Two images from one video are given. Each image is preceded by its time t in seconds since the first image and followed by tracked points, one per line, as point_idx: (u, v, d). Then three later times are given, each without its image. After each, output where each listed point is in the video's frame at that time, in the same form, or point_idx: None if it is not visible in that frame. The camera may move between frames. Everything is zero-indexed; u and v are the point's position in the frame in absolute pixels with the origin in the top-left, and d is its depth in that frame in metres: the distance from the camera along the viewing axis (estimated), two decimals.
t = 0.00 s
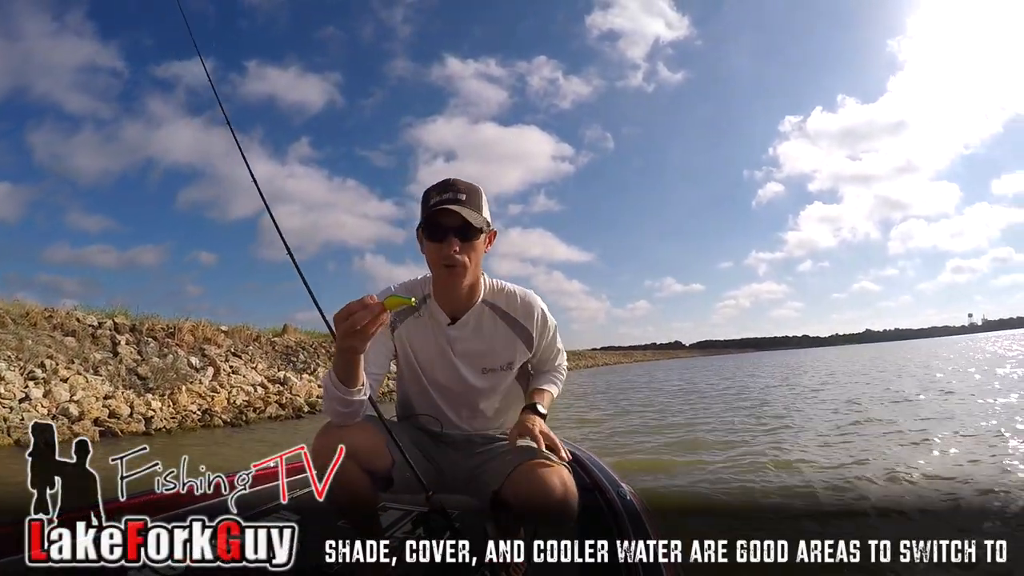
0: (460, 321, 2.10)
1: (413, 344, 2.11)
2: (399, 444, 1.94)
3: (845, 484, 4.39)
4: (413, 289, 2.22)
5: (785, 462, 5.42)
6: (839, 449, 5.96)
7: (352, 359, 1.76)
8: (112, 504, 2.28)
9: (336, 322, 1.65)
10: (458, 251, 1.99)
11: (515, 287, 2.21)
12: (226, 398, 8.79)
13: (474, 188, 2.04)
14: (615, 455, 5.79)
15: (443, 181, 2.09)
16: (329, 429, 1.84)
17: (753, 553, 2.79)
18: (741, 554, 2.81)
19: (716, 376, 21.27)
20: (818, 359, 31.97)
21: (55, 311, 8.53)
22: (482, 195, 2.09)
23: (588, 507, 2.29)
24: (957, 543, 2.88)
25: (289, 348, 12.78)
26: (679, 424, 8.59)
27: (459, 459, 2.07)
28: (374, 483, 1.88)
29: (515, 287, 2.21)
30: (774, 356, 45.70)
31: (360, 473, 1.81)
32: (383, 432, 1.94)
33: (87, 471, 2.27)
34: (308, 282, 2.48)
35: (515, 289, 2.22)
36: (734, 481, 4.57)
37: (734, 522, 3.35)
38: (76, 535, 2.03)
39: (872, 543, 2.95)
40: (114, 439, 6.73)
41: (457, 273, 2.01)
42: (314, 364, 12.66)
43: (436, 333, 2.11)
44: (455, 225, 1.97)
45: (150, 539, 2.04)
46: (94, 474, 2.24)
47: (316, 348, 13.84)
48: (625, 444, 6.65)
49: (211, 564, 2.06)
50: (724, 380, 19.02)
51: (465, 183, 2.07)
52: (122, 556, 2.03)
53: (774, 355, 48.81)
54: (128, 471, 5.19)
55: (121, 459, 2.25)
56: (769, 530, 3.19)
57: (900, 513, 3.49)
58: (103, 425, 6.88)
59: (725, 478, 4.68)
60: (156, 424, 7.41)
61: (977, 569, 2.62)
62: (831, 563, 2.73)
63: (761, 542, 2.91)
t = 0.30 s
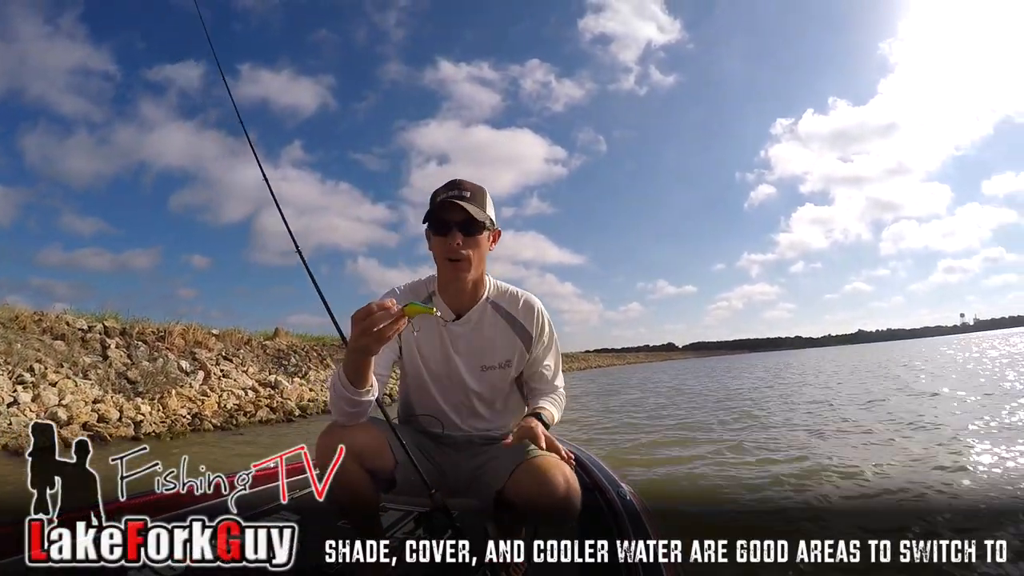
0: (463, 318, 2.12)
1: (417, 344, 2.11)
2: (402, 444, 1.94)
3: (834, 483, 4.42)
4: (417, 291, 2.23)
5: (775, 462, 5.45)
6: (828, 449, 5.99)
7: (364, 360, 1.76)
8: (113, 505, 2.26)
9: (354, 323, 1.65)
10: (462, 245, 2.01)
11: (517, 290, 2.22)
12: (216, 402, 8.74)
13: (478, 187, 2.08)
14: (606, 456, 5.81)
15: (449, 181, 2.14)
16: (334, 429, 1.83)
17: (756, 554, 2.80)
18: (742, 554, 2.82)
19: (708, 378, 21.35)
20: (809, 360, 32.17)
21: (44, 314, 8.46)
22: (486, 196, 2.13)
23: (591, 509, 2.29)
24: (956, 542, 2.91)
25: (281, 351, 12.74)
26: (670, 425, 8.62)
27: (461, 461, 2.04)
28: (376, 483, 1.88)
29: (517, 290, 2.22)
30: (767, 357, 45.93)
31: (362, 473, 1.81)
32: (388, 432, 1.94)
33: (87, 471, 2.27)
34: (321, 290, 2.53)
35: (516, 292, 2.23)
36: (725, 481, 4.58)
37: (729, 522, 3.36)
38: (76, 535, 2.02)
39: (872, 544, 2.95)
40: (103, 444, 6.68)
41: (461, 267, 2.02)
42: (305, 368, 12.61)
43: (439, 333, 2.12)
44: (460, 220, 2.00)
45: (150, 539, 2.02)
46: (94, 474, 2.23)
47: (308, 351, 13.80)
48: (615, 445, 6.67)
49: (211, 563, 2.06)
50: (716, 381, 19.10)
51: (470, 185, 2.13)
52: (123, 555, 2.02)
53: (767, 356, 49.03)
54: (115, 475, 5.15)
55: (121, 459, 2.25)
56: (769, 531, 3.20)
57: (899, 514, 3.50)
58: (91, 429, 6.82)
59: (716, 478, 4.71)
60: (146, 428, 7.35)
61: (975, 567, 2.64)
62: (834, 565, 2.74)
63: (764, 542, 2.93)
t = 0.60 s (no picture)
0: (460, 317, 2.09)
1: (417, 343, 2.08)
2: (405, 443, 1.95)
3: (823, 484, 4.44)
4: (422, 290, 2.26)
5: (765, 463, 5.47)
6: (818, 450, 6.02)
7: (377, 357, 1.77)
8: (113, 504, 2.27)
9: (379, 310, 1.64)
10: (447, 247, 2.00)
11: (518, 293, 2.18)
12: (207, 402, 8.70)
13: (477, 190, 2.05)
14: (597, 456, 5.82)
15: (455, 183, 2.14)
16: (339, 428, 1.84)
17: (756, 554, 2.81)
18: (742, 554, 2.84)
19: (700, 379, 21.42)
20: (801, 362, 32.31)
21: (34, 312, 8.40)
22: (490, 198, 2.09)
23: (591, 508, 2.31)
24: (957, 543, 2.92)
25: (273, 351, 12.70)
26: (661, 425, 8.65)
27: (461, 460, 2.01)
28: (378, 482, 1.89)
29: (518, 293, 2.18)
30: (759, 359, 46.11)
31: (364, 471, 1.82)
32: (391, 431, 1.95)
33: (87, 471, 2.27)
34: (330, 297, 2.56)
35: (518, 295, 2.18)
36: (715, 482, 4.59)
37: (720, 523, 3.37)
38: (76, 535, 2.02)
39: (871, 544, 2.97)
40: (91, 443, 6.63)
41: (449, 268, 2.03)
42: (297, 367, 12.57)
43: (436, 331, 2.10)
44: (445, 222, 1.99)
45: (151, 539, 2.02)
46: (94, 474, 2.23)
47: (300, 351, 13.76)
48: (607, 445, 6.68)
49: (212, 563, 2.04)
50: (708, 383, 19.16)
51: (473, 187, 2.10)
52: (122, 555, 2.01)
53: (760, 357, 49.23)
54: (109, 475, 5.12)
55: (121, 459, 2.25)
56: (765, 531, 3.21)
57: (898, 514, 3.51)
58: (79, 428, 6.79)
59: (706, 479, 4.72)
60: (135, 428, 7.29)
61: (975, 567, 2.66)
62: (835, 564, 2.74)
63: (763, 542, 2.93)
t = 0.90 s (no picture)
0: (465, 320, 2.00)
1: (420, 344, 2.01)
2: (407, 443, 1.94)
3: (813, 485, 4.46)
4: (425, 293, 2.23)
5: (755, 463, 5.50)
6: (807, 452, 6.05)
7: (388, 362, 1.75)
8: (114, 503, 2.29)
9: (399, 311, 1.64)
10: (433, 248, 2.00)
11: (523, 302, 2.13)
12: (197, 401, 8.67)
13: (470, 194, 2.03)
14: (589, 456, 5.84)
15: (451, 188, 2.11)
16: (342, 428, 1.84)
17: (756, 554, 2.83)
18: (742, 554, 2.85)
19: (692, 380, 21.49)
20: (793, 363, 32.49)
21: (25, 309, 8.35)
22: (486, 202, 2.06)
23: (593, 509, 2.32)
24: (957, 543, 2.95)
25: (264, 349, 12.65)
26: (653, 425, 8.67)
27: (461, 462, 2.00)
28: (378, 482, 1.91)
29: (523, 302, 2.13)
30: (752, 360, 46.30)
31: (364, 472, 1.82)
32: (392, 432, 1.96)
33: (87, 471, 2.26)
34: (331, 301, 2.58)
35: (522, 303, 2.14)
36: (703, 482, 4.61)
37: (712, 523, 3.38)
38: (76, 536, 2.03)
39: (869, 543, 3.00)
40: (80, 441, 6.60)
41: (439, 272, 2.03)
42: (289, 366, 12.55)
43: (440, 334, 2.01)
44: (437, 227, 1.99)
45: (151, 539, 2.02)
46: (94, 474, 2.23)
47: (292, 350, 13.72)
48: (598, 446, 6.69)
49: (212, 564, 2.03)
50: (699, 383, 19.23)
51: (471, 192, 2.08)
52: (122, 554, 2.00)
53: (753, 358, 49.41)
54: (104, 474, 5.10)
55: (122, 458, 2.25)
56: (760, 531, 3.22)
57: (893, 513, 3.54)
58: (68, 425, 6.75)
59: (698, 479, 4.75)
60: (124, 426, 7.25)
61: (974, 567, 2.68)
62: (836, 563, 2.76)
63: (761, 543, 2.95)
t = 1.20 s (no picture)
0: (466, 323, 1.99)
1: (421, 347, 1.99)
2: (406, 444, 1.94)
3: (803, 484, 4.48)
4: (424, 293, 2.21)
5: (747, 461, 5.52)
6: (798, 451, 6.08)
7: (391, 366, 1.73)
8: (114, 502, 2.29)
9: (398, 309, 1.65)
10: (468, 254, 1.97)
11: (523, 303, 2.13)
12: (188, 401, 8.64)
13: (489, 200, 2.05)
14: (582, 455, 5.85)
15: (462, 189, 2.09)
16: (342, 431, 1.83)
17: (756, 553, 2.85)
18: (741, 554, 2.87)
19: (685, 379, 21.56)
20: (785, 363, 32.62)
21: (15, 308, 8.29)
22: (497, 206, 2.09)
23: (593, 510, 2.32)
24: (957, 543, 2.96)
25: (256, 349, 12.60)
26: (645, 425, 8.70)
27: (460, 463, 2.00)
28: (378, 483, 1.91)
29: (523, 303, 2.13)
30: (745, 359, 46.48)
31: (364, 474, 1.81)
32: (391, 434, 1.96)
33: (86, 471, 2.26)
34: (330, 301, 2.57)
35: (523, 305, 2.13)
36: (693, 480, 4.64)
37: (705, 523, 3.40)
38: (76, 535, 2.02)
39: (868, 544, 3.01)
40: (68, 442, 6.56)
41: (467, 276, 2.00)
42: (281, 366, 12.51)
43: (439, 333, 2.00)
44: (467, 230, 1.96)
45: (151, 539, 2.01)
46: (93, 474, 2.23)
47: (284, 349, 13.67)
48: (590, 445, 6.70)
49: (211, 563, 2.02)
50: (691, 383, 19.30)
51: (481, 196, 2.09)
52: (121, 554, 2.00)
53: (745, 357, 49.63)
54: (101, 474, 5.08)
55: (122, 458, 2.24)
56: (757, 531, 3.24)
57: (890, 513, 3.57)
58: (57, 426, 6.70)
59: (690, 479, 4.77)
60: (113, 427, 7.20)
61: (974, 567, 2.69)
62: (840, 563, 2.77)
63: (764, 544, 2.96)
